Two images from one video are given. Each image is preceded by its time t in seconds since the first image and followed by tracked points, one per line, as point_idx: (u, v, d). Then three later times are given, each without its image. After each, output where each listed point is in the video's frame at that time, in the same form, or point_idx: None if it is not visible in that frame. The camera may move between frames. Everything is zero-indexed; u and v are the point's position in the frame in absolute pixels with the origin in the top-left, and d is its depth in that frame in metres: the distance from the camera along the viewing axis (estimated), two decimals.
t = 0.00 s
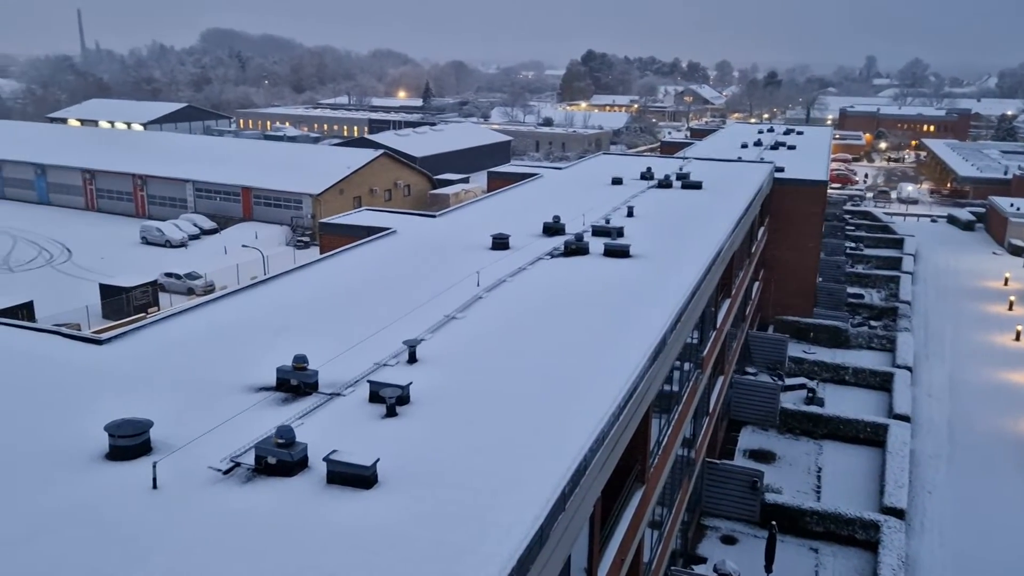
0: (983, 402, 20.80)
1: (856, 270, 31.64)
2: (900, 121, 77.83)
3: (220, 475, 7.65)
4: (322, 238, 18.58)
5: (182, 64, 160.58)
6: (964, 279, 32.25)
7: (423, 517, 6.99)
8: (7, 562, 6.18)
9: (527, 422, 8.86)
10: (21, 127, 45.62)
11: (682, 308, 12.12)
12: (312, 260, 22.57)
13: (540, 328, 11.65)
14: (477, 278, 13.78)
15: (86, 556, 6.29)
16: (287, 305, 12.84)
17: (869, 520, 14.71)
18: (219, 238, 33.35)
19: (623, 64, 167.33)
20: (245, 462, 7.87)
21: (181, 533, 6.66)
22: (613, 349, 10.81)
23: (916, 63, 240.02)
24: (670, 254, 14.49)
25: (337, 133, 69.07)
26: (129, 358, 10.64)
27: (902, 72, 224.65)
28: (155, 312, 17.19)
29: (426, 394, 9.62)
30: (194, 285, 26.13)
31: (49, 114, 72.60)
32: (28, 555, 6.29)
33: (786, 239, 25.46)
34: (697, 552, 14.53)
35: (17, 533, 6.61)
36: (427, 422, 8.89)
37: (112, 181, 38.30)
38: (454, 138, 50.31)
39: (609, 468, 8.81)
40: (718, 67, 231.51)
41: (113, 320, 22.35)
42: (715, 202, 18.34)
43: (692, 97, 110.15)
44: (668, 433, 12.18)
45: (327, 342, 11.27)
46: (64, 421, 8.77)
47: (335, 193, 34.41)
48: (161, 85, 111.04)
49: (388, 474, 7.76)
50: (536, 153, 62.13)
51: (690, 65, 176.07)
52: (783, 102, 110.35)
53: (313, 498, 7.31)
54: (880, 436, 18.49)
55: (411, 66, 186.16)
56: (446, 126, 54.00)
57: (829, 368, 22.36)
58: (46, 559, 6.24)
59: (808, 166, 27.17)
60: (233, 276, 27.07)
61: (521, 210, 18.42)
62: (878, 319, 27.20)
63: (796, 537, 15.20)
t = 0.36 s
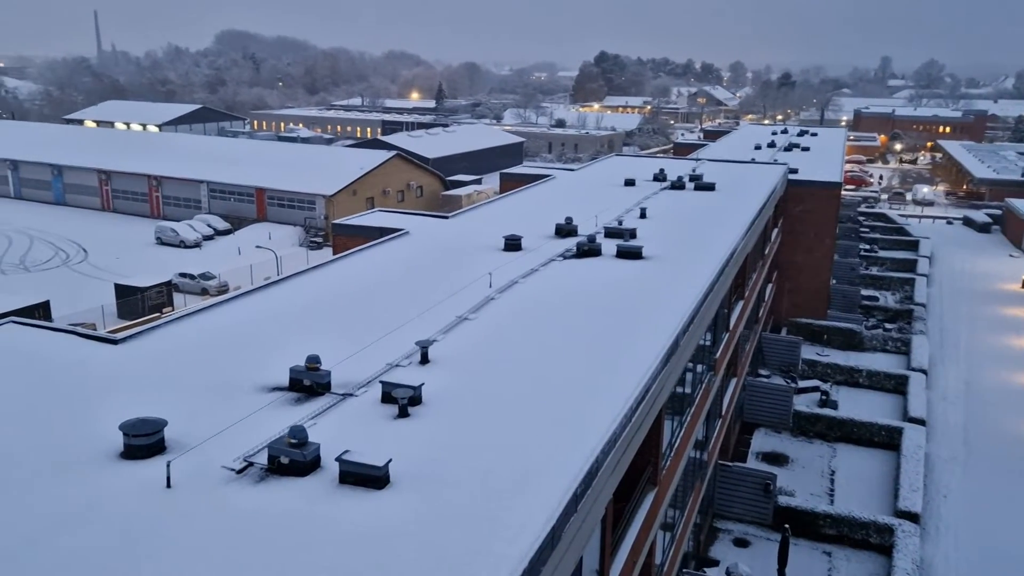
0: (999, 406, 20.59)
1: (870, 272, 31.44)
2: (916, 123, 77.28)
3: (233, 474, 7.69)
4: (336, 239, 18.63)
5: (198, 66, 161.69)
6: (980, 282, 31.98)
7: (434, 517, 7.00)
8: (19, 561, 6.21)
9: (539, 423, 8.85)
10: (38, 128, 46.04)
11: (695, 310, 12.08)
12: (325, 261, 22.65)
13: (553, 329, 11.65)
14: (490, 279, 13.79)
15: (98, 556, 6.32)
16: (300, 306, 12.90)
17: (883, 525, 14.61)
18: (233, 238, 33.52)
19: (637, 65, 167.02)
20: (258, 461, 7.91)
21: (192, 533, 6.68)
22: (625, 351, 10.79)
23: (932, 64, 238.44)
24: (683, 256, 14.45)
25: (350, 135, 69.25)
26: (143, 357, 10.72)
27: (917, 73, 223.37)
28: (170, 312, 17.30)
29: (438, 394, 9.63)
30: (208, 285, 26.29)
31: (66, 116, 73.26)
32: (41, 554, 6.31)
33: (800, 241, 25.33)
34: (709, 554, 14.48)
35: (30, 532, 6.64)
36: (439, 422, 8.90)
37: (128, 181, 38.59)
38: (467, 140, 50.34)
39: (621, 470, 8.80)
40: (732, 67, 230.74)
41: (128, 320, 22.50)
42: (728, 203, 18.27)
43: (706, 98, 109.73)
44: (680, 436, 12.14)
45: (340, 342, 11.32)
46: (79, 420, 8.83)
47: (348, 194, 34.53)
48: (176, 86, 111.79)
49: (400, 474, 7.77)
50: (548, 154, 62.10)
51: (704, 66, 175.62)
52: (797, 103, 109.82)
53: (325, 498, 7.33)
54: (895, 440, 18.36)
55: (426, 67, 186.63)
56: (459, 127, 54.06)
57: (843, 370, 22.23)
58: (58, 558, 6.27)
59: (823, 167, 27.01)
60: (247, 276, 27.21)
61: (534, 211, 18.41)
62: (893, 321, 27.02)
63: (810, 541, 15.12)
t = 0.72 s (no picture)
0: (1015, 410, 20.41)
1: (884, 275, 31.25)
2: (932, 124, 76.80)
3: (245, 475, 7.72)
4: (349, 241, 18.70)
5: (212, 68, 162.63)
6: (997, 285, 31.72)
7: (447, 519, 6.99)
8: (31, 561, 6.23)
9: (551, 424, 8.84)
10: (54, 129, 46.44)
11: (708, 312, 12.03)
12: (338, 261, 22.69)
13: (564, 331, 11.63)
14: (502, 281, 13.79)
15: (108, 556, 6.33)
16: (312, 306, 12.96)
17: (897, 529, 14.51)
18: (246, 239, 33.67)
19: (650, 67, 166.73)
20: (270, 462, 7.93)
21: (203, 534, 6.69)
22: (637, 353, 10.76)
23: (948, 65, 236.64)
24: (696, 258, 14.41)
25: (362, 136, 69.45)
26: (157, 358, 10.77)
27: (933, 74, 221.72)
28: (185, 312, 17.41)
29: (449, 395, 9.64)
30: (222, 286, 26.43)
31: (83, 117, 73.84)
32: (52, 554, 6.33)
33: (813, 243, 25.19)
34: (722, 557, 14.43)
35: (42, 532, 6.67)
36: (451, 424, 8.91)
37: (142, 183, 38.87)
38: (480, 141, 50.38)
39: (633, 472, 8.76)
40: (746, 69, 229.89)
41: (143, 320, 22.65)
42: (742, 205, 18.20)
43: (719, 100, 109.28)
44: (693, 438, 12.08)
45: (352, 344, 11.34)
46: (92, 420, 8.88)
47: (360, 195, 34.61)
48: (191, 88, 112.58)
49: (412, 475, 7.77)
50: (561, 156, 62.03)
51: (718, 67, 175.10)
52: (811, 105, 109.29)
53: (337, 498, 7.35)
54: (909, 443, 18.23)
55: (438, 69, 187.15)
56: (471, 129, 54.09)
57: (857, 374, 22.09)
58: (69, 558, 6.29)
59: (837, 170, 26.86)
60: (261, 277, 27.33)
61: (546, 212, 18.41)
62: (908, 324, 26.84)
63: (823, 545, 15.03)
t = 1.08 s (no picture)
0: None
1: (906, 277, 30.96)
2: (954, 125, 76.08)
3: (264, 474, 7.76)
4: (368, 242, 18.78)
5: (234, 70, 164.32)
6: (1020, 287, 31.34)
7: (463, 520, 6.99)
8: (51, 560, 6.27)
9: (569, 426, 8.82)
10: (76, 130, 47.01)
11: (725, 314, 11.96)
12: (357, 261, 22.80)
13: (581, 333, 11.60)
14: (519, 282, 13.79)
15: (128, 554, 6.39)
16: (330, 307, 13.02)
17: (918, 534, 14.35)
18: (265, 240, 33.88)
19: (669, 67, 166.24)
20: (288, 461, 7.98)
21: (221, 533, 6.72)
22: (655, 355, 10.72)
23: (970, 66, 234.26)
24: (714, 259, 14.33)
25: (380, 137, 69.75)
26: (177, 357, 10.87)
27: (955, 74, 219.51)
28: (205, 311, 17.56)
29: (466, 396, 9.65)
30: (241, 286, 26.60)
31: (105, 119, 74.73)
32: (71, 553, 6.38)
33: (833, 245, 24.99)
34: (739, 561, 14.35)
35: (64, 529, 6.75)
36: (468, 424, 8.92)
37: (163, 184, 39.27)
38: (497, 142, 50.44)
39: (651, 474, 8.72)
40: (765, 69, 228.70)
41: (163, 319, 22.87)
42: (760, 206, 18.10)
43: (738, 100, 108.73)
44: (711, 441, 12.01)
45: (369, 344, 11.37)
46: (112, 419, 8.96)
47: (378, 196, 34.78)
48: (211, 90, 113.59)
49: (429, 475, 7.79)
50: (579, 157, 61.97)
51: (737, 68, 174.33)
52: (831, 106, 108.56)
53: (355, 498, 7.38)
54: (930, 447, 18.04)
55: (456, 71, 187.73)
56: (489, 130, 54.16)
57: (878, 377, 21.91)
58: (90, 555, 6.35)
59: (857, 170, 26.65)
60: (280, 277, 27.50)
61: (563, 213, 18.39)
62: (929, 327, 26.59)
63: (842, 549, 14.90)
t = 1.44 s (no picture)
0: None
1: (928, 280, 30.64)
2: (977, 125, 75.25)
3: (282, 473, 7.80)
4: (387, 242, 18.85)
5: (253, 71, 165.38)
6: None
7: (480, 521, 6.98)
8: (69, 558, 6.33)
9: (586, 427, 8.80)
10: (99, 132, 47.55)
11: (745, 316, 11.87)
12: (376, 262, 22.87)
13: (599, 334, 11.57)
14: (537, 283, 13.78)
15: (146, 552, 6.43)
16: (348, 307, 13.07)
17: (940, 539, 14.18)
18: (284, 240, 34.09)
19: (688, 68, 165.69)
20: (306, 461, 8.01)
21: (238, 532, 6.75)
22: (673, 356, 10.67)
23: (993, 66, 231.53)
24: (734, 261, 14.24)
25: (399, 138, 70.04)
26: (196, 357, 10.95)
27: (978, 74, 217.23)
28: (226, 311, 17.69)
29: (483, 397, 9.65)
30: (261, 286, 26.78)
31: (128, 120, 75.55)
32: (89, 551, 6.43)
33: (853, 246, 24.76)
34: (758, 564, 14.27)
35: (85, 527, 6.81)
36: (485, 425, 8.93)
37: (184, 185, 39.65)
38: (516, 144, 50.50)
39: (669, 477, 8.67)
40: (784, 70, 227.25)
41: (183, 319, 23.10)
42: (781, 208, 17.97)
43: (758, 101, 108.19)
44: (729, 443, 11.94)
45: (387, 344, 11.40)
46: (132, 417, 9.05)
47: (397, 197, 34.94)
48: (232, 91, 114.43)
49: (446, 476, 7.79)
50: (597, 158, 61.86)
51: (757, 69, 173.32)
52: (852, 107, 107.69)
53: (371, 499, 7.38)
54: (952, 452, 17.84)
55: (475, 72, 188.60)
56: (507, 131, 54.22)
57: (899, 380, 21.71)
58: (108, 553, 6.40)
59: (878, 172, 26.39)
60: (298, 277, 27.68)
61: (581, 214, 18.37)
62: (951, 330, 26.34)
63: (862, 553, 14.76)
